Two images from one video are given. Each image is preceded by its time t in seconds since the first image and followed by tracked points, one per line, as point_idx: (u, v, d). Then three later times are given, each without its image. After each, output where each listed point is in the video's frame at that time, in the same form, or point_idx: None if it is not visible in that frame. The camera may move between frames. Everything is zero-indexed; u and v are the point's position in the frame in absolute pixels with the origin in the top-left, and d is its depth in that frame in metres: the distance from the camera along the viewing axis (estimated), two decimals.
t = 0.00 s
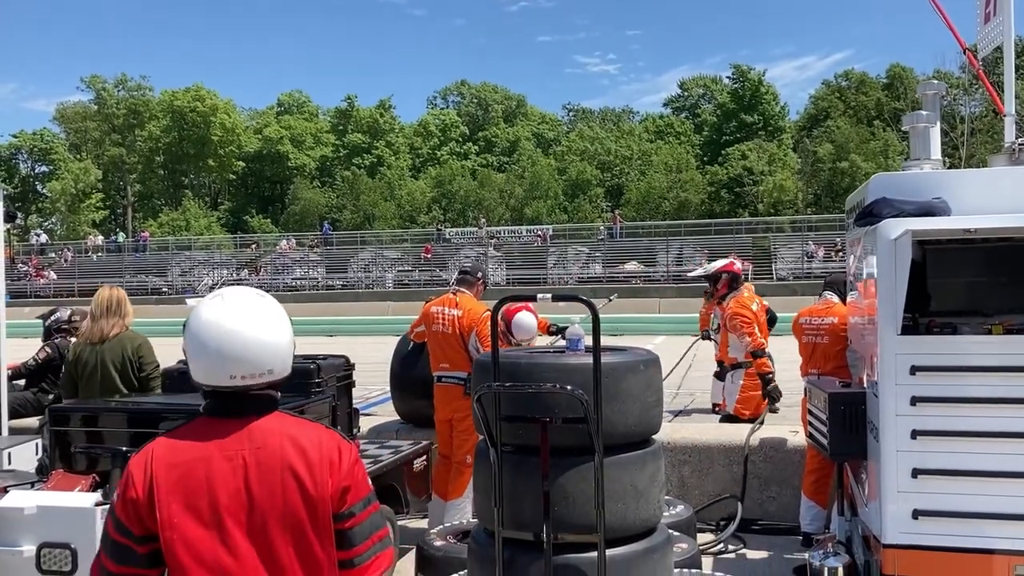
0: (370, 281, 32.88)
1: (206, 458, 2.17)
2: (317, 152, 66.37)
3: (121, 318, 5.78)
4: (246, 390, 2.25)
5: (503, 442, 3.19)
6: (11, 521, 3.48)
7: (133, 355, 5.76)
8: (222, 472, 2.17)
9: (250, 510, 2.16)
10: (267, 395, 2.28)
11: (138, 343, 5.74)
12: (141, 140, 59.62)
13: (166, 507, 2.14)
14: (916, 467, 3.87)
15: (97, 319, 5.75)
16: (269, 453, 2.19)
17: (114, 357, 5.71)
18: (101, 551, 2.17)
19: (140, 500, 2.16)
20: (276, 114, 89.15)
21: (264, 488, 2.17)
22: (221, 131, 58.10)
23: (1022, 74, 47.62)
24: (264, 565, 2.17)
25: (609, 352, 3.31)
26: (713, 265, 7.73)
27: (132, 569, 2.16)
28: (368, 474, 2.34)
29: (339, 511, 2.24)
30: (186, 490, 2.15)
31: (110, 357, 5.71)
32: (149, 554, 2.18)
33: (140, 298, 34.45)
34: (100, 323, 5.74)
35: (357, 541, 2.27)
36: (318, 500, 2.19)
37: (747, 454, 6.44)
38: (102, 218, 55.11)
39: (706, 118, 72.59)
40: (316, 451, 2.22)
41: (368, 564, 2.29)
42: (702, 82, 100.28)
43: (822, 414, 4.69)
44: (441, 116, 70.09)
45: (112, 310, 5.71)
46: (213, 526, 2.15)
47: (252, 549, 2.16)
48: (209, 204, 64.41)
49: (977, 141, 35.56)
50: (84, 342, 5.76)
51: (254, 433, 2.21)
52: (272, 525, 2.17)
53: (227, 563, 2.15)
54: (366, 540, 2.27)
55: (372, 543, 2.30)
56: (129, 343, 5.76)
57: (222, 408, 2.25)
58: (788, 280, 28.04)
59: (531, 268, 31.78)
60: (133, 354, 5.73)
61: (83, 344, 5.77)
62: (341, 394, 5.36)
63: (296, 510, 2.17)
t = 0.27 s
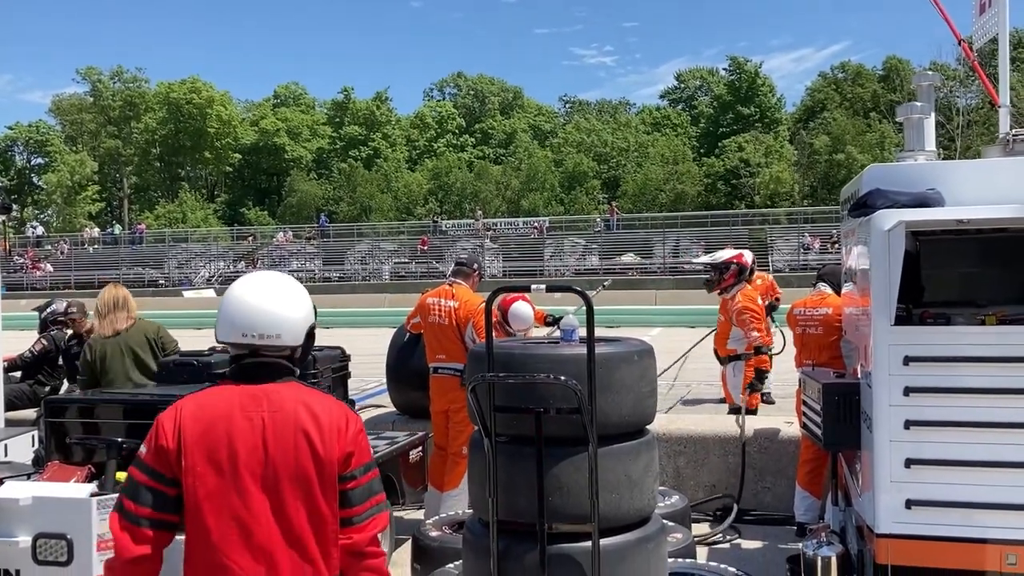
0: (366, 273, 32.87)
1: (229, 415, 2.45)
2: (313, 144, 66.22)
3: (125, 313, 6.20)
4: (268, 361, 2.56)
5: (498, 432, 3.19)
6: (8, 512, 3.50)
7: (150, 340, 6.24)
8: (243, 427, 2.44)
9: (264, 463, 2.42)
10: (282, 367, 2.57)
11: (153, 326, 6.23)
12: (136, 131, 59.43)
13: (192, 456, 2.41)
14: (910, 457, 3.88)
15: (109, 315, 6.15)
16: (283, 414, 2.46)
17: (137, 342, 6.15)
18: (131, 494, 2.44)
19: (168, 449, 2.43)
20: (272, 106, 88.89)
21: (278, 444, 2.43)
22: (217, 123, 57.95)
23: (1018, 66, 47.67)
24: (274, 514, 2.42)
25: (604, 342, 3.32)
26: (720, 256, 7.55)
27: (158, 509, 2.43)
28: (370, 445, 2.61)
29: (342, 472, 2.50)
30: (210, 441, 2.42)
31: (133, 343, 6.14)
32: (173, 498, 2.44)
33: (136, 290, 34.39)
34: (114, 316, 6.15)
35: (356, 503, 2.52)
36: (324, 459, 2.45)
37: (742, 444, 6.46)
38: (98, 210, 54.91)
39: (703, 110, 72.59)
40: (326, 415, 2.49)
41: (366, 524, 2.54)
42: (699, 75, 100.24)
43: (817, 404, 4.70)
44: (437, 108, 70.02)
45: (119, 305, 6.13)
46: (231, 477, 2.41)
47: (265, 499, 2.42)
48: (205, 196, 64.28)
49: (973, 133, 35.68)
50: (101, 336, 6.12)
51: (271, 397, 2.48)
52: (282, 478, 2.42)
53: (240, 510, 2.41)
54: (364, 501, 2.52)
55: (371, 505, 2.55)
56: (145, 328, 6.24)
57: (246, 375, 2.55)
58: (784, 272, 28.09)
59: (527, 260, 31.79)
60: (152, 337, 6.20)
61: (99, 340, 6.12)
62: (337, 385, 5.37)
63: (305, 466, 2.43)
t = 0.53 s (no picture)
0: (357, 262, 32.84)
1: (220, 387, 2.57)
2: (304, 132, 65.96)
3: (136, 299, 6.52)
4: (257, 337, 2.68)
5: (487, 418, 3.19)
6: None
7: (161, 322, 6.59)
8: (232, 399, 2.56)
9: (251, 432, 2.53)
10: (272, 342, 2.69)
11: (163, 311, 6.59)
12: (126, 119, 59.10)
13: (184, 425, 2.54)
14: (897, 442, 3.89)
15: (121, 301, 6.44)
16: (270, 385, 2.58)
17: (152, 324, 6.49)
18: (129, 461, 2.57)
19: (163, 419, 2.56)
20: (263, 93, 88.46)
21: (264, 414, 2.54)
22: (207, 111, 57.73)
23: (1008, 54, 47.78)
24: (259, 482, 2.53)
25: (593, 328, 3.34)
26: (710, 243, 7.59)
27: (153, 476, 2.56)
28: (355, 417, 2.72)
29: (326, 441, 2.61)
30: (201, 411, 2.55)
31: (149, 326, 6.47)
32: (168, 463, 2.57)
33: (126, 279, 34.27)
34: (127, 301, 6.44)
35: (342, 471, 2.63)
36: (308, 428, 2.57)
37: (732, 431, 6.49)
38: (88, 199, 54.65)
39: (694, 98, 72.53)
40: (309, 387, 2.59)
41: (351, 491, 2.65)
42: (691, 62, 100.13)
43: (805, 391, 4.72)
44: (429, 95, 69.82)
45: (131, 291, 6.44)
46: (220, 446, 2.53)
47: (252, 467, 2.54)
48: (196, 184, 64.03)
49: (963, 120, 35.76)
50: (117, 321, 6.39)
51: (260, 370, 2.60)
52: (268, 447, 2.54)
53: (230, 476, 2.53)
54: (349, 471, 2.64)
55: (356, 474, 2.66)
56: (156, 312, 6.59)
57: (237, 349, 2.68)
58: (775, 260, 28.18)
59: (519, 248, 31.81)
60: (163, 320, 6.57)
61: (113, 324, 6.38)
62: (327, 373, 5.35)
63: (290, 435, 2.55)
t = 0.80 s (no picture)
0: (350, 250, 32.79)
1: (198, 374, 2.77)
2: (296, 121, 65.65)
3: (139, 286, 6.54)
4: (233, 325, 2.88)
5: (483, 405, 3.21)
6: None
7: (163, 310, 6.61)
8: (210, 386, 2.75)
9: (228, 418, 2.73)
10: (246, 330, 2.89)
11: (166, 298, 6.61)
12: (117, 107, 58.75)
13: (168, 413, 2.75)
14: (891, 428, 3.91)
15: (126, 286, 6.44)
16: (242, 373, 2.76)
17: (156, 309, 6.51)
18: (121, 451, 2.79)
19: (148, 409, 2.77)
20: (254, 81, 87.98)
21: (240, 398, 2.74)
22: (199, 99, 57.48)
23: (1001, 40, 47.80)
24: (239, 462, 2.73)
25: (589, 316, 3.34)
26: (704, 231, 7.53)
27: (142, 462, 2.76)
28: (331, 395, 2.90)
29: (301, 421, 2.79)
30: (182, 397, 2.75)
31: (153, 311, 6.49)
32: (156, 450, 2.78)
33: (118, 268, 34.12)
34: (131, 286, 6.46)
35: (320, 447, 2.82)
36: (282, 408, 2.76)
37: (726, 417, 6.51)
38: (78, 187, 54.33)
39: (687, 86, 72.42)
40: (278, 372, 2.78)
41: (331, 465, 2.84)
42: (683, 49, 99.97)
43: (800, 377, 4.73)
44: (421, 83, 69.59)
45: (136, 277, 6.48)
46: (200, 430, 2.74)
47: (231, 450, 2.74)
48: (187, 172, 63.74)
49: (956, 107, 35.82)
50: (123, 304, 6.39)
51: (235, 357, 2.79)
52: (245, 428, 2.73)
53: (212, 456, 2.74)
54: (328, 446, 2.83)
55: (334, 450, 2.85)
56: (158, 299, 6.61)
57: (216, 339, 2.88)
58: (768, 247, 28.23)
59: (512, 235, 31.82)
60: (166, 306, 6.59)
61: (118, 307, 6.38)
62: (322, 361, 5.34)
63: (265, 416, 2.74)
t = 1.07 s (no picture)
0: (332, 234, 32.65)
1: (163, 343, 3.00)
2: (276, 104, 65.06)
3: (114, 264, 6.43)
4: (197, 296, 3.09)
5: (470, 382, 3.19)
6: None
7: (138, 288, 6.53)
8: (174, 353, 2.98)
9: (192, 383, 2.96)
10: (208, 300, 3.11)
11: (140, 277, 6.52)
12: (94, 90, 57.97)
13: (136, 380, 2.98)
14: (878, 403, 3.92)
15: (100, 265, 6.34)
16: (203, 341, 2.99)
17: (130, 290, 6.42)
18: (93, 417, 3.03)
19: (117, 376, 3.01)
20: (233, 63, 87.08)
21: (203, 364, 2.97)
22: (177, 81, 56.85)
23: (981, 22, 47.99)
24: (206, 423, 2.97)
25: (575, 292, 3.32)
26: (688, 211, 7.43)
27: (115, 426, 3.00)
28: (290, 358, 3.13)
29: (263, 384, 3.03)
30: (149, 365, 2.98)
31: (127, 292, 6.41)
32: (127, 414, 3.02)
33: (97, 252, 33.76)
34: (105, 266, 6.35)
35: (284, 408, 3.06)
36: (243, 371, 2.98)
37: (709, 396, 6.54)
38: (55, 171, 53.64)
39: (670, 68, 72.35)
40: (239, 339, 3.01)
41: (293, 424, 3.08)
42: (665, 31, 99.82)
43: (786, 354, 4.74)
44: (402, 65, 69.14)
45: (110, 256, 6.36)
46: (167, 395, 2.97)
47: (197, 412, 2.97)
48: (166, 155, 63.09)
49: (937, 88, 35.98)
50: (95, 285, 6.31)
51: (197, 327, 3.02)
52: (210, 390, 2.97)
53: (179, 418, 2.97)
54: (290, 406, 3.07)
55: (297, 409, 3.09)
56: (133, 278, 6.52)
57: (180, 309, 3.09)
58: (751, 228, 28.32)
59: (495, 218, 31.78)
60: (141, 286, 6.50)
61: (92, 288, 6.30)
62: (306, 341, 5.30)
63: (227, 380, 2.97)
